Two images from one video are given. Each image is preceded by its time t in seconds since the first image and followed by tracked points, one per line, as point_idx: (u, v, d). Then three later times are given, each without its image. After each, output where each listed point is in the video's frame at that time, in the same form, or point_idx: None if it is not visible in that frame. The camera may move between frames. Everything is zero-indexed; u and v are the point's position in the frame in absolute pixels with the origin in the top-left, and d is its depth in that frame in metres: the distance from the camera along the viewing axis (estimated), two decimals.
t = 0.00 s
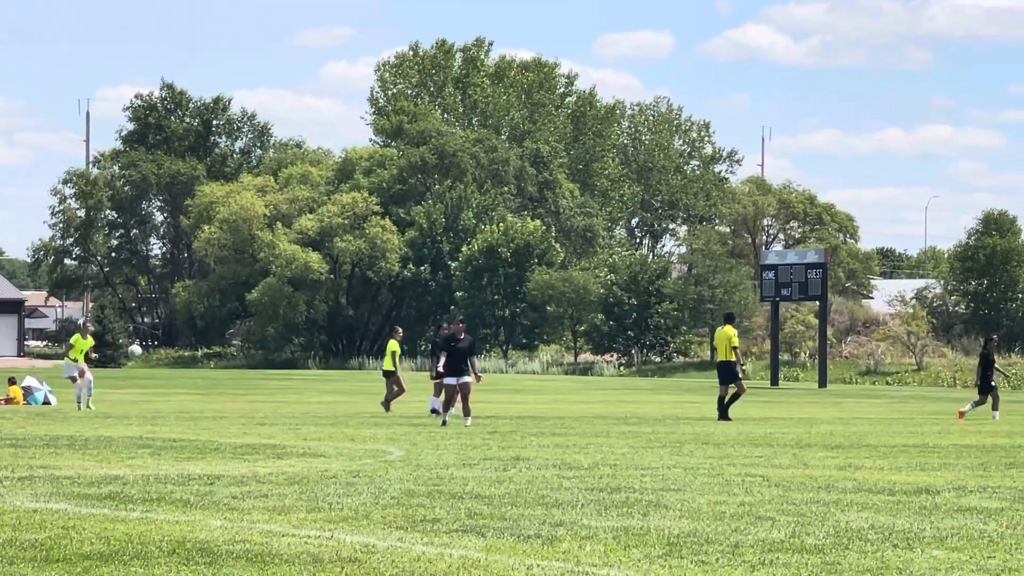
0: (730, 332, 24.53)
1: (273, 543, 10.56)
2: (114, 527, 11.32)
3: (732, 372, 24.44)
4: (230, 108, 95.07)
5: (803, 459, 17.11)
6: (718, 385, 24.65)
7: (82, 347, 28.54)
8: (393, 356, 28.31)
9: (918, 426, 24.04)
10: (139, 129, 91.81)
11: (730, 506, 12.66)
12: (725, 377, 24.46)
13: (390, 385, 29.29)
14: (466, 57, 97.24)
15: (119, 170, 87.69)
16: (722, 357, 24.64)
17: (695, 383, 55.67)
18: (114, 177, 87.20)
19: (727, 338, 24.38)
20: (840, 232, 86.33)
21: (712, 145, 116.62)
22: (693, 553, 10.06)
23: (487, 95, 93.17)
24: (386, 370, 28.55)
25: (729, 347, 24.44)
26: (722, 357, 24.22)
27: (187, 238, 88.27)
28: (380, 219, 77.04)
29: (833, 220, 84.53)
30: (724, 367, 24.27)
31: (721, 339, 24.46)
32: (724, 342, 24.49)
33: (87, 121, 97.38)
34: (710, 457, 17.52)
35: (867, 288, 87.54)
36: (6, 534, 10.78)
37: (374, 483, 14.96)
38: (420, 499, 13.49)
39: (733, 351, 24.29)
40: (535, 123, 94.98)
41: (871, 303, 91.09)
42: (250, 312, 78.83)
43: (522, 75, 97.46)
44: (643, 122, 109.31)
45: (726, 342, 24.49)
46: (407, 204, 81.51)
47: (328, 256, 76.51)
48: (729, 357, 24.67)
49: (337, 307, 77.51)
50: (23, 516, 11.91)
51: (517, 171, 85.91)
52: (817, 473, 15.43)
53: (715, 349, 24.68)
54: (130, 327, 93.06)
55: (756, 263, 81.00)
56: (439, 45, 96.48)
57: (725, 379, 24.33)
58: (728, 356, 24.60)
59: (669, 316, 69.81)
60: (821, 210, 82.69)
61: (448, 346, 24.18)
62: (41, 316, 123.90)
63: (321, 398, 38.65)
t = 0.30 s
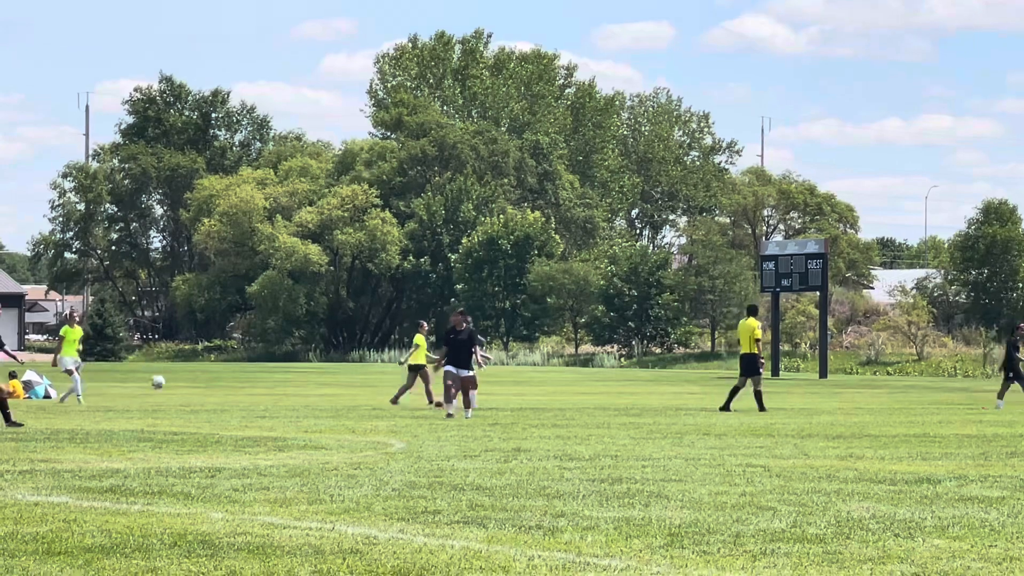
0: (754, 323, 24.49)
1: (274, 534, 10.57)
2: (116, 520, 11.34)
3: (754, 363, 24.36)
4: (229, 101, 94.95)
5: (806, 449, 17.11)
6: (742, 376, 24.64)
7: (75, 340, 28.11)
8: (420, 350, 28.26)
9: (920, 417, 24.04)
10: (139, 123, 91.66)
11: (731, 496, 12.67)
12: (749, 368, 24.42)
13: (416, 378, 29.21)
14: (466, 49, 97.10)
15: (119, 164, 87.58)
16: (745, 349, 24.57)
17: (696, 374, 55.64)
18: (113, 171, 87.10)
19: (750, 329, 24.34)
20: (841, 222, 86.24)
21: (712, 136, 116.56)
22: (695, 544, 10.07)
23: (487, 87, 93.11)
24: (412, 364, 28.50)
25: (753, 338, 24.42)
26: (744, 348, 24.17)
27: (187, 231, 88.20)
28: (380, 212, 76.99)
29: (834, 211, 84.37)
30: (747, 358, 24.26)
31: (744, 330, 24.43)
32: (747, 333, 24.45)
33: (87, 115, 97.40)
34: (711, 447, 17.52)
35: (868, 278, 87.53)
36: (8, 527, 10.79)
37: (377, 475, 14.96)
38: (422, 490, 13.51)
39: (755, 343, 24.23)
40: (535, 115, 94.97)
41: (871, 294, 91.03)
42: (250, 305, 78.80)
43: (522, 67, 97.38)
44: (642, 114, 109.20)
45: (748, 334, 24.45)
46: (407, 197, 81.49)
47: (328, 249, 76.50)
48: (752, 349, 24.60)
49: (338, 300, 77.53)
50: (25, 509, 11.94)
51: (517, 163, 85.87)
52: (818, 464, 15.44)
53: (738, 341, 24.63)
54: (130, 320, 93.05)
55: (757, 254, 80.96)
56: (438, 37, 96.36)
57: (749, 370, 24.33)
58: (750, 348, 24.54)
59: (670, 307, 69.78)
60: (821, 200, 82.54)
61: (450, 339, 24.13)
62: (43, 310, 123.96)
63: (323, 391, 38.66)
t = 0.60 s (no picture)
0: (781, 311, 24.63)
1: (281, 526, 10.58)
2: (123, 513, 11.36)
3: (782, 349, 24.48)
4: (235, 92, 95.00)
5: (813, 438, 17.10)
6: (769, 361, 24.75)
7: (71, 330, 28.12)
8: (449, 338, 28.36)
9: (928, 405, 24.05)
10: (144, 114, 91.67)
11: (737, 486, 12.68)
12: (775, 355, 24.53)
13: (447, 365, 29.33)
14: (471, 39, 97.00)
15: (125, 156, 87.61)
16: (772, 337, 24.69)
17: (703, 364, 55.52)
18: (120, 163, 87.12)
19: (778, 316, 24.45)
20: (847, 211, 86.09)
21: (719, 126, 116.36)
22: (702, 533, 10.07)
23: (492, 77, 93.05)
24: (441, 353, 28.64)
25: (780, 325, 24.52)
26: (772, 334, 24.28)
27: (194, 223, 88.28)
28: (386, 202, 77.01)
29: (840, 199, 84.23)
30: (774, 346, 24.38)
31: (772, 317, 24.53)
32: (775, 321, 24.57)
33: (93, 107, 97.42)
34: (718, 437, 17.52)
35: (875, 267, 87.35)
36: (14, 520, 10.82)
37: (383, 466, 14.98)
38: (429, 481, 13.52)
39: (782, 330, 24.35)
40: (541, 105, 94.94)
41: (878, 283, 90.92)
42: (257, 296, 78.85)
43: (528, 57, 97.32)
44: (648, 103, 109.04)
45: (776, 320, 24.55)
46: (413, 187, 81.53)
47: (335, 239, 76.55)
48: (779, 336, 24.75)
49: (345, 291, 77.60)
50: (32, 501, 11.96)
51: (524, 153, 85.85)
52: (824, 452, 15.45)
53: (764, 329, 24.75)
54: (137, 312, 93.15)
55: (763, 244, 80.92)
56: (443, 28, 96.28)
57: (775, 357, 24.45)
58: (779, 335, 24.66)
59: (676, 297, 69.77)
60: (828, 189, 82.40)
61: (449, 331, 24.16)
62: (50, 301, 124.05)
63: (329, 382, 38.69)
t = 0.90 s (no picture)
0: (814, 300, 24.64)
1: (296, 517, 10.63)
2: (138, 503, 11.42)
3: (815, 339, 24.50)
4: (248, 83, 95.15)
5: (826, 427, 17.09)
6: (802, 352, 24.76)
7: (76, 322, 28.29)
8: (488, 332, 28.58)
9: (940, 393, 24.03)
10: (157, 106, 91.76)
11: (752, 475, 12.70)
12: (807, 346, 24.54)
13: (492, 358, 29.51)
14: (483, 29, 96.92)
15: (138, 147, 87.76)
16: (804, 327, 24.70)
17: (716, 353, 55.52)
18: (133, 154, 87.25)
19: (810, 306, 24.46)
20: (860, 199, 85.93)
21: (731, 115, 116.17)
22: (716, 522, 10.09)
23: (505, 67, 93.09)
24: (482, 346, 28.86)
25: (812, 315, 24.51)
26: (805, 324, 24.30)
27: (207, 214, 88.42)
28: (399, 192, 77.07)
29: (853, 188, 84.01)
30: (806, 336, 24.39)
31: (803, 307, 24.55)
32: (807, 310, 24.56)
33: (105, 98, 97.56)
34: (733, 426, 17.53)
35: (888, 256, 87.18)
36: (29, 511, 10.88)
37: (398, 456, 15.02)
38: (444, 471, 13.57)
39: (814, 320, 24.35)
40: (554, 94, 94.95)
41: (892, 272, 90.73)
42: (270, 287, 78.98)
43: (540, 46, 97.29)
44: (661, 92, 108.89)
45: (809, 310, 24.55)
46: (427, 177, 81.57)
47: (348, 230, 76.67)
48: (811, 327, 24.77)
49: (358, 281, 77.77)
50: (49, 492, 12.02)
51: (536, 143, 85.89)
52: (838, 440, 15.45)
53: (797, 319, 24.76)
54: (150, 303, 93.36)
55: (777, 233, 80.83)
56: (455, 18, 96.17)
57: (806, 348, 24.46)
58: (811, 325, 24.67)
59: (690, 286, 69.79)
60: (840, 177, 82.25)
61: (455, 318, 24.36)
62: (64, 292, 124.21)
63: (342, 372, 38.76)
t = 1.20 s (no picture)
0: (846, 287, 24.62)
1: (314, 506, 10.69)
2: (156, 494, 11.49)
3: (849, 327, 24.50)
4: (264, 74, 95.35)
5: (844, 416, 17.09)
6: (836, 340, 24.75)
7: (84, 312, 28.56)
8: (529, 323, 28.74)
9: (959, 382, 24.00)
10: (173, 97, 91.90)
11: (770, 463, 12.71)
12: (841, 333, 24.51)
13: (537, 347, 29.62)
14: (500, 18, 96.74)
15: (155, 139, 87.95)
16: (839, 314, 24.68)
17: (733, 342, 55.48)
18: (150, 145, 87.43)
19: (842, 293, 24.45)
20: (877, 188, 85.59)
21: (748, 103, 115.92)
22: (733, 511, 10.10)
23: (521, 57, 93.08)
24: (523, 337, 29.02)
25: (845, 302, 24.49)
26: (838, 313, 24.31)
27: (224, 205, 88.63)
28: (416, 182, 77.13)
29: (870, 176, 83.69)
30: (839, 324, 24.38)
31: (836, 295, 24.53)
32: (840, 298, 24.54)
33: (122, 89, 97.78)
34: (750, 414, 17.55)
35: (905, 245, 86.87)
36: (47, 501, 10.96)
37: (416, 445, 15.08)
38: (461, 460, 13.61)
39: (846, 307, 24.34)
40: (570, 84, 94.89)
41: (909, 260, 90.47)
42: (287, 277, 79.11)
43: (556, 36, 97.18)
44: (678, 82, 108.70)
45: (842, 297, 24.54)
46: (444, 167, 81.60)
47: (364, 220, 76.77)
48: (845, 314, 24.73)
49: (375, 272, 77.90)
50: (68, 483, 12.10)
51: (553, 133, 85.89)
52: (856, 429, 15.45)
53: (831, 306, 24.75)
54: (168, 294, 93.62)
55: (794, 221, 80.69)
56: (471, 7, 96.04)
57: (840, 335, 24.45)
58: (845, 312, 24.65)
59: (706, 275, 69.75)
60: (858, 166, 81.97)
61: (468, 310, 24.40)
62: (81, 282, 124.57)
63: (359, 362, 38.83)
